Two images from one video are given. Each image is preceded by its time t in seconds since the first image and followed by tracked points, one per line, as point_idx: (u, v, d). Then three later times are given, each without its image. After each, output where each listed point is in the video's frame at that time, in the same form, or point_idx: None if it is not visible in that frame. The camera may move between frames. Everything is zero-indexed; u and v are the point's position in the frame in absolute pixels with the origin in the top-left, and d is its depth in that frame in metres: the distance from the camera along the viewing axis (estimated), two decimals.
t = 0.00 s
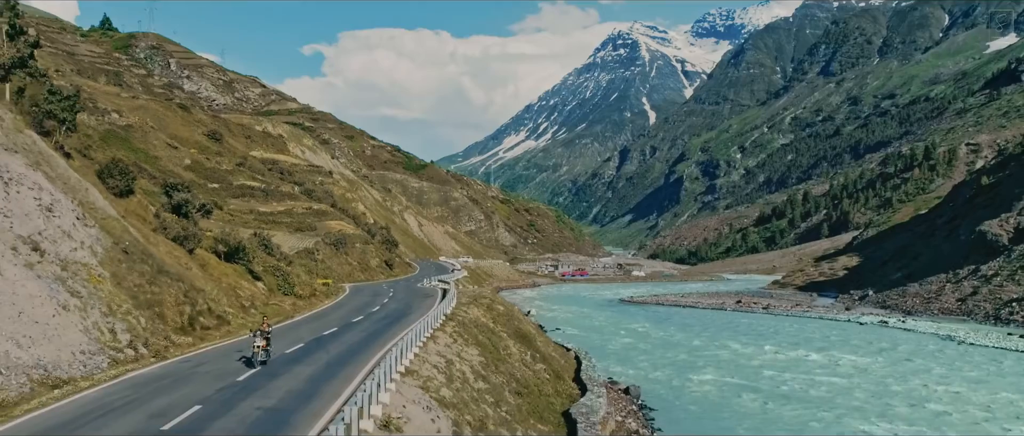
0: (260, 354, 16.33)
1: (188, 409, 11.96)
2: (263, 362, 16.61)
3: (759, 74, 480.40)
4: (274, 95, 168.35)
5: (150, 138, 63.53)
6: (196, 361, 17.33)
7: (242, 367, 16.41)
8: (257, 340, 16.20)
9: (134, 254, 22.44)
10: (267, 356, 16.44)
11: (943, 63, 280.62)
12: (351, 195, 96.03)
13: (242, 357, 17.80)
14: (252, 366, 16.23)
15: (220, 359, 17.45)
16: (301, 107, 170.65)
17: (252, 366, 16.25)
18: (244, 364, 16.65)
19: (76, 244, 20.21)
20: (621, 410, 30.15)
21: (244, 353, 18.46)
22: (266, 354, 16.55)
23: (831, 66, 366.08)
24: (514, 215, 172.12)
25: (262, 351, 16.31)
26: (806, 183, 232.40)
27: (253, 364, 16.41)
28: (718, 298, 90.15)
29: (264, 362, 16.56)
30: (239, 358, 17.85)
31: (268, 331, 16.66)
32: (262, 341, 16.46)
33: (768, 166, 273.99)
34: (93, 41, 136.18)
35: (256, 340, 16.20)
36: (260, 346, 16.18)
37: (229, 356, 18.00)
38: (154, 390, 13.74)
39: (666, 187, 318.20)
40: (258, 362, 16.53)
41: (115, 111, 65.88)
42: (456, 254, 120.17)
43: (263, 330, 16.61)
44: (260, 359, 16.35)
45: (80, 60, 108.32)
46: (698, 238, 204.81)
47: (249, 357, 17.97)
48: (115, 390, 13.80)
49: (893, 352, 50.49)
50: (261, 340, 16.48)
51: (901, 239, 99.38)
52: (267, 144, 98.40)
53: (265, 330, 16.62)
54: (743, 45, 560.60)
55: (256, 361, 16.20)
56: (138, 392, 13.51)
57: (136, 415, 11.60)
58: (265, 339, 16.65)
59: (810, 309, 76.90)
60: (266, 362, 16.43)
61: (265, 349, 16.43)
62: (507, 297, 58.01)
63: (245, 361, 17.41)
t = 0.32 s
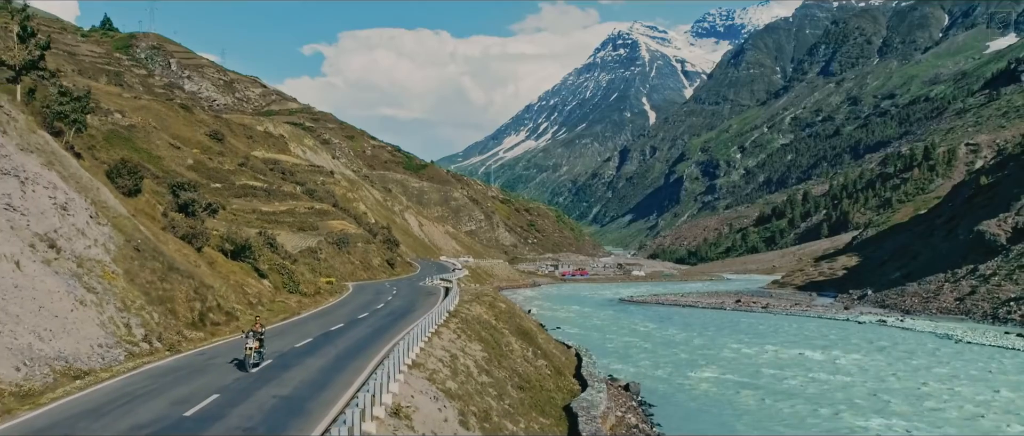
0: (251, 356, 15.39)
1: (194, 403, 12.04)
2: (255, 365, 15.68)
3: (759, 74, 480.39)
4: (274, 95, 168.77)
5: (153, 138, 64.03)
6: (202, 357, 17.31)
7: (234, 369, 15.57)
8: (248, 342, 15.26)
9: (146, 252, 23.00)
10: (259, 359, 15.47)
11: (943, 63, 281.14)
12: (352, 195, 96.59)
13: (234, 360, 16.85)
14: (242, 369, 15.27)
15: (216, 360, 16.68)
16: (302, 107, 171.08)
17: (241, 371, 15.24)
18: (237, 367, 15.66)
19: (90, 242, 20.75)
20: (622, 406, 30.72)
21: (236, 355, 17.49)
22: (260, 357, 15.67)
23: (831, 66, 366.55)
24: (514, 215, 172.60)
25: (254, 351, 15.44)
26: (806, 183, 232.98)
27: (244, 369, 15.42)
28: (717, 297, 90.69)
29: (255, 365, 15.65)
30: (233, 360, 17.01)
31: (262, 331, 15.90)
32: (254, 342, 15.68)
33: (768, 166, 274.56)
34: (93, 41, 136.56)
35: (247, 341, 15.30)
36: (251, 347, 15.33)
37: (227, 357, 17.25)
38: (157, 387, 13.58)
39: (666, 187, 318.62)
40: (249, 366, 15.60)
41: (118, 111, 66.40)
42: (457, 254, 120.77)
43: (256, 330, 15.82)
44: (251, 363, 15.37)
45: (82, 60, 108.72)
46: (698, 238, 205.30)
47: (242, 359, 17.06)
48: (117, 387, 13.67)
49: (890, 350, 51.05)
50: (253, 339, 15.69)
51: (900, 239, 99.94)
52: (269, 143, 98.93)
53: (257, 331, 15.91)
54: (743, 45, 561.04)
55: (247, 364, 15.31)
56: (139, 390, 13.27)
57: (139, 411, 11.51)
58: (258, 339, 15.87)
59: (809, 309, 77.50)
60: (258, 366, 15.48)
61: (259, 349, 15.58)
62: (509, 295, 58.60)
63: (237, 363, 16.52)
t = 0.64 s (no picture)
0: (240, 359, 14.43)
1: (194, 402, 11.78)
2: (246, 368, 14.75)
3: (759, 74, 481.14)
4: (274, 95, 169.37)
5: (155, 138, 64.50)
6: (206, 355, 17.29)
7: (225, 373, 14.60)
8: (238, 343, 14.39)
9: (155, 249, 23.54)
10: (249, 361, 14.62)
11: (943, 63, 281.59)
12: (353, 195, 97.17)
13: (225, 362, 15.91)
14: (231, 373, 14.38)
15: (209, 362, 15.79)
16: (302, 107, 171.73)
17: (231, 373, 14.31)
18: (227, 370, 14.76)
19: (101, 239, 21.30)
20: (621, 402, 31.23)
21: (227, 358, 16.54)
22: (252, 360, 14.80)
23: (830, 66, 367.16)
24: (514, 215, 173.14)
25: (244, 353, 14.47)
26: (805, 183, 233.51)
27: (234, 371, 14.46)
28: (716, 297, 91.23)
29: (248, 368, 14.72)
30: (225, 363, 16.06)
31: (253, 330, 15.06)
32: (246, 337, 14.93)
33: (768, 166, 275.09)
34: (93, 41, 137.12)
35: (237, 342, 14.39)
36: (241, 349, 14.42)
37: (218, 360, 16.29)
38: (153, 387, 13.12)
39: (665, 187, 319.17)
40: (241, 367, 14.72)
41: (120, 111, 66.89)
42: (458, 254, 121.19)
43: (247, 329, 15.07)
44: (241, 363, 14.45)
45: (82, 60, 109.29)
46: (698, 238, 205.81)
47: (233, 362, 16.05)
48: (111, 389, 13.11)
49: (888, 349, 51.50)
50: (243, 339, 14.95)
51: (899, 239, 100.51)
52: (270, 143, 99.53)
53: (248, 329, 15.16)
54: (743, 45, 561.38)
55: (237, 367, 14.36)
56: (131, 393, 12.68)
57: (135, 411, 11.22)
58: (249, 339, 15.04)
59: (807, 308, 77.92)
60: (247, 366, 14.59)
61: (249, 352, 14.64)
62: (509, 294, 59.15)
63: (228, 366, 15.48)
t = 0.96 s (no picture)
0: (231, 364, 13.58)
1: (188, 404, 11.34)
2: (240, 371, 13.98)
3: (759, 74, 481.90)
4: (275, 95, 170.06)
5: (158, 138, 65.00)
6: (208, 351, 17.18)
7: (215, 377, 13.77)
8: (230, 344, 13.58)
9: (166, 247, 24.17)
10: (241, 365, 13.81)
11: (943, 63, 282.11)
12: (355, 195, 97.79)
13: (216, 365, 15.06)
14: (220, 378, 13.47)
15: (204, 365, 15.08)
16: (302, 107, 172.40)
17: (222, 378, 13.48)
18: (217, 374, 13.90)
19: (115, 237, 21.91)
20: (621, 397, 31.82)
21: (218, 361, 15.67)
22: (246, 361, 14.07)
23: (831, 66, 367.63)
24: (514, 215, 173.74)
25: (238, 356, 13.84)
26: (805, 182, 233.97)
27: (224, 375, 13.65)
28: (716, 296, 91.83)
29: (241, 371, 13.93)
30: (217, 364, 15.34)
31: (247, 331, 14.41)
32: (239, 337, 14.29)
33: (768, 166, 275.67)
34: (95, 41, 137.78)
35: (229, 344, 13.61)
36: (232, 352, 13.57)
37: (213, 362, 15.54)
38: (146, 389, 12.47)
39: (665, 187, 319.75)
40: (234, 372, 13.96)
41: (123, 111, 67.48)
42: (458, 254, 121.71)
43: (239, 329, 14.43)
44: (232, 367, 13.61)
45: (83, 60, 109.86)
46: (698, 238, 206.42)
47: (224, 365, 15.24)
48: (102, 389, 12.48)
49: (887, 347, 51.95)
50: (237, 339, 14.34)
51: (898, 239, 101.12)
52: (272, 143, 100.18)
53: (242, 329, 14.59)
54: (743, 45, 561.84)
55: (227, 370, 13.54)
56: (122, 395, 11.98)
57: (128, 414, 10.72)
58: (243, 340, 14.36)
59: (806, 307, 78.40)
60: (239, 369, 13.85)
61: (243, 354, 13.93)
62: (511, 291, 59.74)
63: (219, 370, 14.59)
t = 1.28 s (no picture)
0: (226, 366, 12.83)
1: (186, 407, 10.76)
2: (236, 374, 13.29)
3: (759, 74, 482.73)
4: (276, 95, 170.87)
5: (162, 138, 65.67)
6: (210, 348, 17.01)
7: (209, 380, 13.10)
8: (224, 347, 12.90)
9: (179, 244, 24.91)
10: (236, 367, 13.09)
11: (943, 63, 282.64)
12: (356, 195, 98.50)
13: (211, 366, 14.33)
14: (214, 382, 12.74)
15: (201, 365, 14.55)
16: (303, 107, 173.21)
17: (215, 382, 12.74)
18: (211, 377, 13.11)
19: (130, 234, 22.57)
20: (621, 392, 32.51)
21: (217, 360, 15.27)
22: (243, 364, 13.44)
23: (830, 66, 368.58)
24: (515, 215, 174.35)
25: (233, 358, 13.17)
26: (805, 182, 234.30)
27: (218, 379, 12.90)
28: (715, 295, 92.49)
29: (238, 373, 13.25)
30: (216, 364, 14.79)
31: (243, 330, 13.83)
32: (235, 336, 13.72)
33: (768, 166, 276.26)
34: (96, 41, 138.54)
35: (223, 346, 12.92)
36: (227, 354, 12.88)
37: (212, 362, 14.97)
38: (140, 393, 11.84)
39: (665, 187, 320.43)
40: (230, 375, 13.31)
41: (127, 112, 68.19)
42: (459, 253, 122.34)
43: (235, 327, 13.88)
44: (227, 371, 12.88)
45: (85, 61, 110.58)
46: (698, 238, 207.04)
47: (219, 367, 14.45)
48: (93, 393, 11.83)
49: (884, 345, 52.66)
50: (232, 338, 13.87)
51: (896, 238, 101.85)
52: (274, 143, 100.89)
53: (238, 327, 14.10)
54: (743, 45, 562.28)
55: (221, 373, 12.82)
56: (113, 400, 11.28)
57: (122, 417, 10.15)
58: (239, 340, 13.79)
59: (805, 306, 78.94)
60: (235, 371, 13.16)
61: (239, 356, 13.27)
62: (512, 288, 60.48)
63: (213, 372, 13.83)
